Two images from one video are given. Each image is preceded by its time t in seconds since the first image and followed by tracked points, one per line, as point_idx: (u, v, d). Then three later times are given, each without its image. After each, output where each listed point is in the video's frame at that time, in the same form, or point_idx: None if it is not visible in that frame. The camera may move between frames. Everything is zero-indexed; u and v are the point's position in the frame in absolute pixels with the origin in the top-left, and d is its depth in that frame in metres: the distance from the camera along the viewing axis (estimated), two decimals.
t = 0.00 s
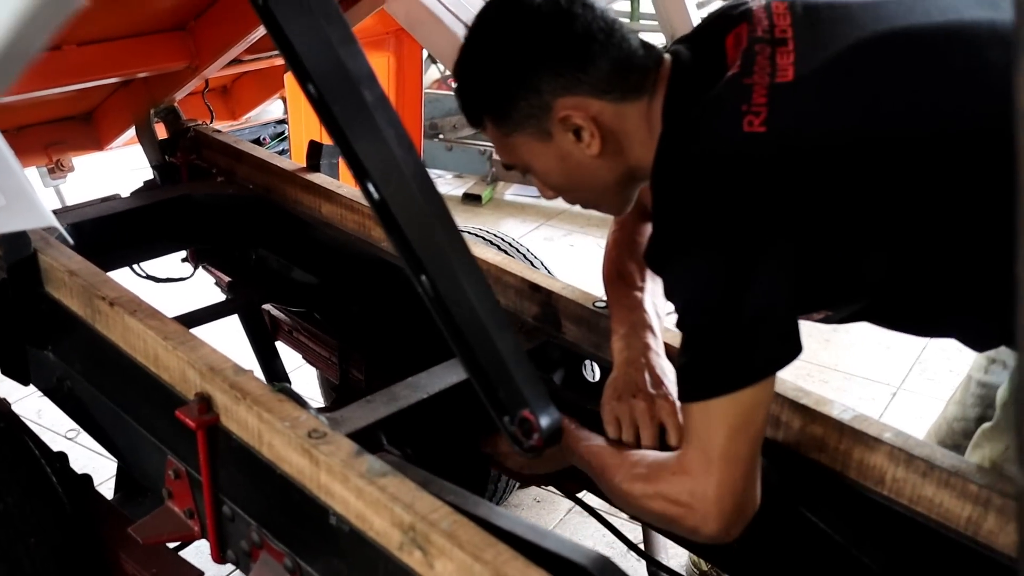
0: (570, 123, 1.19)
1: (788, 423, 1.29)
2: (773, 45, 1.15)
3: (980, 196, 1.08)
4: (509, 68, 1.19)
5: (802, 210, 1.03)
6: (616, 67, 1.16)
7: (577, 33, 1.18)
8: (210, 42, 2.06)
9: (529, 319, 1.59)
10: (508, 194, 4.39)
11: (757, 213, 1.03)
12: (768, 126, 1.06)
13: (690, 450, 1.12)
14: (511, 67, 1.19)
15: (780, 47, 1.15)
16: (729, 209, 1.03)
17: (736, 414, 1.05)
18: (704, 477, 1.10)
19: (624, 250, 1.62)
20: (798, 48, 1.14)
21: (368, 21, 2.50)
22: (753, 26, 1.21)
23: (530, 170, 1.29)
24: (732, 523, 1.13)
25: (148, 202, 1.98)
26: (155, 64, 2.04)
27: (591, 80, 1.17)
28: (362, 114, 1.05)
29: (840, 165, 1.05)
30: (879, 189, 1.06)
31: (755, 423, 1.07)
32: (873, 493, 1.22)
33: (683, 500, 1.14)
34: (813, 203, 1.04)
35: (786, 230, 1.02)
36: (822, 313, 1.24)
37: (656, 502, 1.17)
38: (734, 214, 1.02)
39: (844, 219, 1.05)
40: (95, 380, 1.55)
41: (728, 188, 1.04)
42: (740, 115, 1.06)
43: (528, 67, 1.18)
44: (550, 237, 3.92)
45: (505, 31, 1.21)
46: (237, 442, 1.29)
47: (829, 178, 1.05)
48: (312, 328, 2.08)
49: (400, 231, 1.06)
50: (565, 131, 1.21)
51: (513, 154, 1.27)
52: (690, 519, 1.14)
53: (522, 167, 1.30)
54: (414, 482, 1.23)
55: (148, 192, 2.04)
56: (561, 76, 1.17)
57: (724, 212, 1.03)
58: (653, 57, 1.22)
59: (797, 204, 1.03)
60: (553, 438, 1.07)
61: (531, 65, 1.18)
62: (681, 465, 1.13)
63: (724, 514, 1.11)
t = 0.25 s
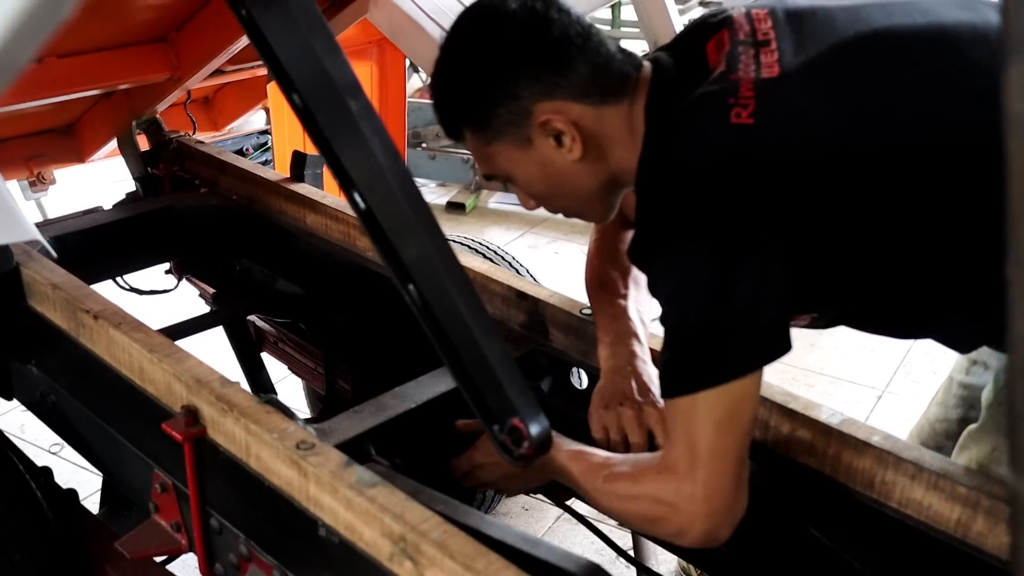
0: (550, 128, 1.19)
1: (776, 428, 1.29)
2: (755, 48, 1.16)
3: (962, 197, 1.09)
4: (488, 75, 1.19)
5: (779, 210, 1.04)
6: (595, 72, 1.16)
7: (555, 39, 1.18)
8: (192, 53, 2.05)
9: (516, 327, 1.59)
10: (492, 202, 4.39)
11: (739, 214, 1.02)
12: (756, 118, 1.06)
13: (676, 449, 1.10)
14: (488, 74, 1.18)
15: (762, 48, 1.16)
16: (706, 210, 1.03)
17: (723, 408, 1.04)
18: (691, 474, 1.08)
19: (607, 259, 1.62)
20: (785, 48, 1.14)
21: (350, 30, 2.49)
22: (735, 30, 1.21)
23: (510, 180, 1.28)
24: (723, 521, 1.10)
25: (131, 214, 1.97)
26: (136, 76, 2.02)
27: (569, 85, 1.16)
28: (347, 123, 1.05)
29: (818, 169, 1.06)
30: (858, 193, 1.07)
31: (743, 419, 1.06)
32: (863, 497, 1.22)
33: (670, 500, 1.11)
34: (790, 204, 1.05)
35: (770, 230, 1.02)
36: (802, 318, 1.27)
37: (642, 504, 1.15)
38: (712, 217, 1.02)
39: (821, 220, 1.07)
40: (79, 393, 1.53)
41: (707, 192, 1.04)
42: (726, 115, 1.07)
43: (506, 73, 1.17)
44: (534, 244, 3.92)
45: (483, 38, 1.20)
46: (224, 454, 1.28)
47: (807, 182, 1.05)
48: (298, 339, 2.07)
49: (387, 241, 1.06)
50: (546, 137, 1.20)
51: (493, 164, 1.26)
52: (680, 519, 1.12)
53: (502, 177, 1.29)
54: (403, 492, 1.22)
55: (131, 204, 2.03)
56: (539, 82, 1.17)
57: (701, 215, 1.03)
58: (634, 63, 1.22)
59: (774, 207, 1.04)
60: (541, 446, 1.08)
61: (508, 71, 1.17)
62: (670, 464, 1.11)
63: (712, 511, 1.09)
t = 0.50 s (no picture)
0: (542, 119, 1.17)
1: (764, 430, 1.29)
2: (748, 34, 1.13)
3: (956, 192, 1.09)
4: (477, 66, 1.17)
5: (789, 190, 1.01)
6: (584, 61, 1.15)
7: (542, 28, 1.17)
8: (175, 56, 2.04)
9: (503, 329, 1.58)
10: (477, 205, 4.39)
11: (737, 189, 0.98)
12: (756, 90, 1.04)
13: (738, 450, 0.99)
14: (475, 64, 1.17)
15: (755, 32, 1.14)
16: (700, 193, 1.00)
17: (774, 390, 0.94)
18: (760, 471, 0.97)
19: (594, 259, 1.62)
20: (777, 36, 1.13)
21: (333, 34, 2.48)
22: (727, 22, 1.19)
23: (500, 174, 1.26)
24: (809, 516, 0.99)
25: (114, 218, 1.95)
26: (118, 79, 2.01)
27: (559, 74, 1.15)
28: (332, 125, 1.04)
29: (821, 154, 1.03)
30: (855, 182, 1.06)
31: (802, 394, 0.95)
32: (851, 498, 1.22)
33: (748, 509, 1.00)
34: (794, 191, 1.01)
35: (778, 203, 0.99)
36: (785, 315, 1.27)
37: (717, 524, 1.04)
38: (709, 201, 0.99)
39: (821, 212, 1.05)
40: (62, 399, 1.52)
41: (704, 177, 1.00)
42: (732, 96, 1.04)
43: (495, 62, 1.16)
44: (519, 247, 3.91)
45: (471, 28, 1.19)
46: (209, 460, 1.27)
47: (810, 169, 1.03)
48: (284, 343, 2.06)
49: (371, 242, 1.04)
50: (537, 128, 1.18)
51: (485, 156, 1.24)
52: (765, 527, 1.00)
53: (493, 173, 1.27)
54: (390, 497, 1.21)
55: (114, 208, 2.01)
56: (529, 72, 1.15)
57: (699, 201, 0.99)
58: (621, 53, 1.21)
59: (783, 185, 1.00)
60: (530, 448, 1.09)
61: (497, 60, 1.16)
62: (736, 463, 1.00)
63: (795, 504, 0.97)
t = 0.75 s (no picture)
0: (540, 117, 1.16)
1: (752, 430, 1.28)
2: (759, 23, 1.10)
3: (947, 188, 1.09)
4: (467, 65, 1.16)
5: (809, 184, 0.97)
6: (586, 57, 1.13)
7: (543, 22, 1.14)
8: (157, 55, 2.02)
9: (490, 330, 1.57)
10: (464, 205, 4.38)
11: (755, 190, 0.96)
12: (775, 84, 1.00)
13: (768, 452, 0.99)
14: (474, 60, 1.15)
15: (766, 22, 1.10)
16: (713, 192, 0.99)
17: (802, 389, 0.94)
18: (791, 470, 0.97)
19: (583, 255, 1.62)
20: (790, 24, 1.09)
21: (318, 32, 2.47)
22: (735, 12, 1.16)
23: (496, 166, 1.25)
24: (842, 512, 0.99)
25: (96, 219, 1.93)
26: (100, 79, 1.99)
27: (561, 71, 1.13)
28: (316, 124, 1.03)
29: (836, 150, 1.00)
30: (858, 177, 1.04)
31: (831, 391, 0.95)
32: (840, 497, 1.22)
33: (782, 509, 0.99)
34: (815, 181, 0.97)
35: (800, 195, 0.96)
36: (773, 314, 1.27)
37: (749, 526, 1.04)
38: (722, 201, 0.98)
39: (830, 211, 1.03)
40: (44, 403, 1.50)
41: (710, 176, 0.99)
42: (743, 85, 1.00)
43: (495, 58, 1.14)
44: (506, 247, 3.90)
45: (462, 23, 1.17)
46: (193, 464, 1.25)
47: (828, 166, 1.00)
48: (269, 345, 2.04)
49: (359, 245, 1.04)
50: (535, 126, 1.17)
51: (480, 150, 1.24)
52: (799, 527, 1.00)
53: (488, 163, 1.26)
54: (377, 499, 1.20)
55: (96, 210, 1.99)
56: (530, 69, 1.13)
57: (711, 204, 0.99)
58: (627, 45, 1.18)
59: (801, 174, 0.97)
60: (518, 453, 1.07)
61: (498, 56, 1.14)
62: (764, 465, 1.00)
63: (830, 502, 0.97)
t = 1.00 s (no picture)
0: (527, 93, 1.15)
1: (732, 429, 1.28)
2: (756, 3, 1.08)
3: (925, 185, 1.09)
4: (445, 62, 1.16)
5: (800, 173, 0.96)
6: (575, 33, 1.12)
7: None
8: (132, 54, 2.01)
9: (469, 331, 1.57)
10: (442, 204, 4.37)
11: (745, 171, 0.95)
12: (772, 65, 0.97)
13: (740, 440, 0.99)
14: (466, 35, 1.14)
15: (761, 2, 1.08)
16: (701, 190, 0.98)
17: (778, 384, 0.94)
18: (764, 460, 0.97)
19: (562, 248, 1.61)
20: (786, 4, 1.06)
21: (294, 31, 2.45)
22: None
23: (483, 142, 1.24)
24: (814, 498, 1.00)
25: (70, 220, 1.91)
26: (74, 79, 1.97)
27: (551, 46, 1.12)
28: (293, 124, 1.02)
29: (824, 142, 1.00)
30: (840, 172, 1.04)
31: (808, 380, 0.95)
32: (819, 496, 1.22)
33: (752, 492, 1.00)
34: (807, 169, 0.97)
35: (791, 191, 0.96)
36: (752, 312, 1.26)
37: (723, 513, 1.04)
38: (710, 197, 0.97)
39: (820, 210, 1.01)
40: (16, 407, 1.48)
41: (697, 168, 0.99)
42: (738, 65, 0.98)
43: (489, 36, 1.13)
44: (485, 246, 3.90)
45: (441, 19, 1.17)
46: (169, 468, 1.24)
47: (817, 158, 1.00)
48: (246, 346, 2.03)
49: (337, 250, 1.03)
50: (523, 102, 1.16)
51: (466, 127, 1.23)
52: (770, 513, 1.01)
53: (476, 140, 1.25)
54: (355, 502, 1.19)
55: (70, 211, 1.97)
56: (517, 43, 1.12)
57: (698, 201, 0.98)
58: (619, 21, 1.17)
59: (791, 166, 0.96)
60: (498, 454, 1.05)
61: (490, 30, 1.13)
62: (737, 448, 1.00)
63: (801, 489, 0.98)
